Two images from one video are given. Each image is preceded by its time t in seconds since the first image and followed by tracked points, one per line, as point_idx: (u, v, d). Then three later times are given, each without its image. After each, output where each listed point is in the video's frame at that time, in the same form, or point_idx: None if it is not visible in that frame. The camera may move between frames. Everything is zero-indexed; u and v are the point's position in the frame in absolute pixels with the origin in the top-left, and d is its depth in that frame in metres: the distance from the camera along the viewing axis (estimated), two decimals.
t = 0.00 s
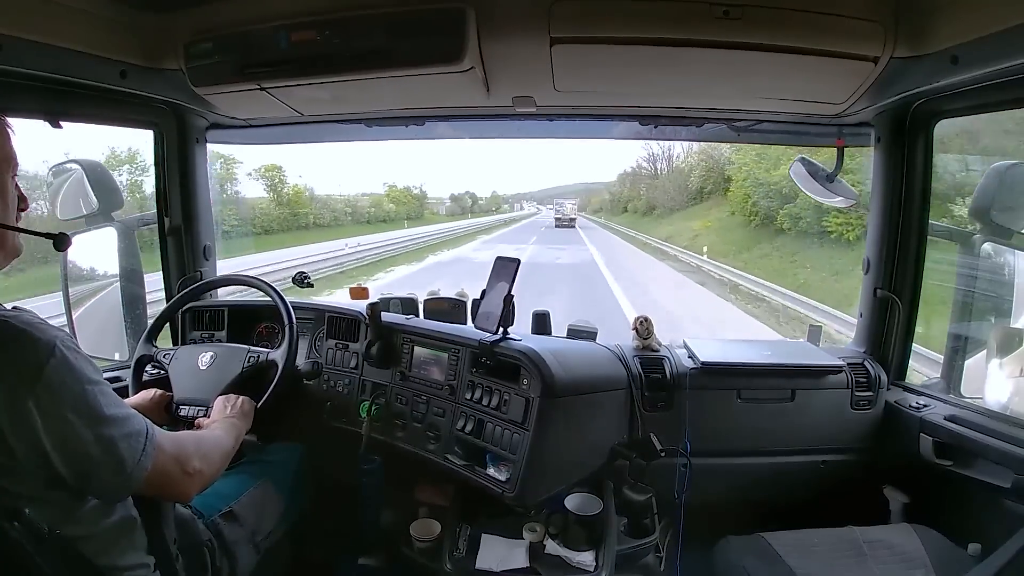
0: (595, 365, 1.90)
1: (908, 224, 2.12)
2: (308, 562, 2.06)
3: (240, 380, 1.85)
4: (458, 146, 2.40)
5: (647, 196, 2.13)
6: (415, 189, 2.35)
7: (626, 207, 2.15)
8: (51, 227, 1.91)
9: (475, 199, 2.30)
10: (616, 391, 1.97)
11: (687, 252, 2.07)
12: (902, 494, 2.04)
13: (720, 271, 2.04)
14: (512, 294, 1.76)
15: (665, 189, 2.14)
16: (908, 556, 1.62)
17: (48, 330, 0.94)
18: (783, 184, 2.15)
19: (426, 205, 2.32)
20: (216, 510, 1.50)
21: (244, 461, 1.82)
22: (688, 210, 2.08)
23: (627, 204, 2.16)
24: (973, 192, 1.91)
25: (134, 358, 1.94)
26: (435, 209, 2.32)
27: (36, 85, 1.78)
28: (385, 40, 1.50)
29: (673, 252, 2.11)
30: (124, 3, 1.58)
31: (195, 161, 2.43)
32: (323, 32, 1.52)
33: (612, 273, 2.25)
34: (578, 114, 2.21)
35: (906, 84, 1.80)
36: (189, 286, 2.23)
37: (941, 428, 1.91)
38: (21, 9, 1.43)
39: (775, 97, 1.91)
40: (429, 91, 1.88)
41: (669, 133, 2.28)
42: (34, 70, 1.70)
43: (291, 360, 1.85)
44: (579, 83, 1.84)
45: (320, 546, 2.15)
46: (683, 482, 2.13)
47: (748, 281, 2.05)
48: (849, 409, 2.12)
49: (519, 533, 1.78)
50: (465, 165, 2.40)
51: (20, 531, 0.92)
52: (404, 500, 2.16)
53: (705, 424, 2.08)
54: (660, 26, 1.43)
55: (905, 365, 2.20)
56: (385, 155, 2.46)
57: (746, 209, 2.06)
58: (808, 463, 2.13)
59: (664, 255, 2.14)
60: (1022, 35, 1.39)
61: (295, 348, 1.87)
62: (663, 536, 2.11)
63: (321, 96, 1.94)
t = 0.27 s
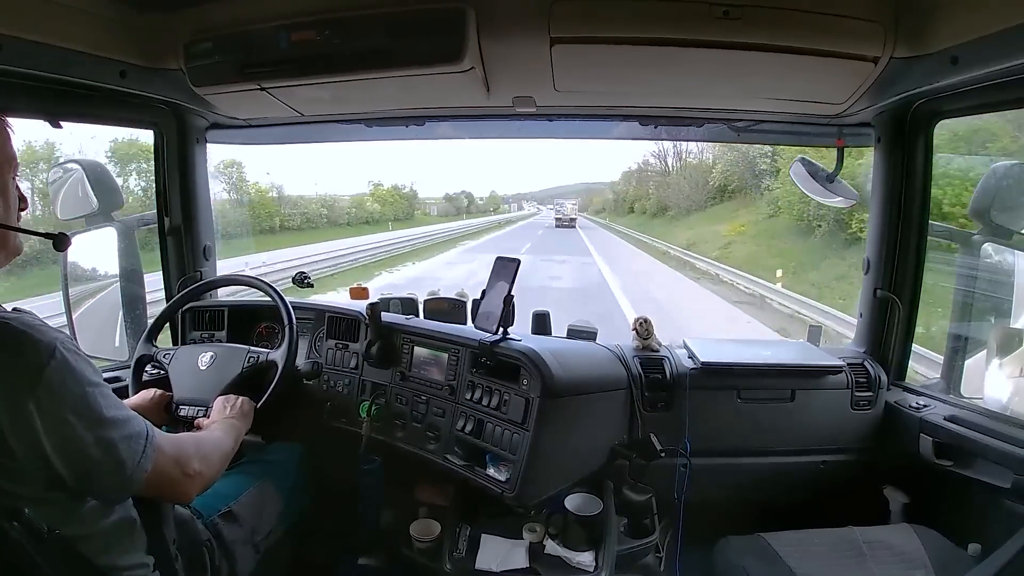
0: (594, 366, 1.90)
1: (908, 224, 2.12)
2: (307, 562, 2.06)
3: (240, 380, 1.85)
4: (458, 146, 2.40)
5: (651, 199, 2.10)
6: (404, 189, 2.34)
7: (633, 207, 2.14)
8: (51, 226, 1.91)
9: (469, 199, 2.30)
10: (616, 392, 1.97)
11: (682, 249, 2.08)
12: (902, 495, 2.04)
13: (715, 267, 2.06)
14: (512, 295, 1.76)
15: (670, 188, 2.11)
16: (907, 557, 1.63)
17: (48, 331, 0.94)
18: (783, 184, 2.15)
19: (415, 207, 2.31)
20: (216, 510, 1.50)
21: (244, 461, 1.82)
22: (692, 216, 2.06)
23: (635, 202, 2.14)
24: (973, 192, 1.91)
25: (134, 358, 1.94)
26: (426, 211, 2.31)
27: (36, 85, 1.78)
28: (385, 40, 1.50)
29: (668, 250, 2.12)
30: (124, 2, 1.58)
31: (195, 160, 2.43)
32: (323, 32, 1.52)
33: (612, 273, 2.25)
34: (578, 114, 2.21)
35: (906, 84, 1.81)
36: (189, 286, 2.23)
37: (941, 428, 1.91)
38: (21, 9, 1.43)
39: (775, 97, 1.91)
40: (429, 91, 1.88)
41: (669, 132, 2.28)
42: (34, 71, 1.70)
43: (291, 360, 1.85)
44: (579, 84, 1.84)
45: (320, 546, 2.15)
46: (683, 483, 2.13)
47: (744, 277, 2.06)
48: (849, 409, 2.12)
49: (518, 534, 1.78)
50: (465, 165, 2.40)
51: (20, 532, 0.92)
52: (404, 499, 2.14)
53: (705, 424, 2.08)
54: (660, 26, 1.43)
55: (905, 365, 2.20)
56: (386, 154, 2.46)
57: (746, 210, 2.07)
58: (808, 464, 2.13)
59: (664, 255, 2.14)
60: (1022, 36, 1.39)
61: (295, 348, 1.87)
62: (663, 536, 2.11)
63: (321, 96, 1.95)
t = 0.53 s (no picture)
0: (594, 365, 1.90)
1: (908, 224, 2.12)
2: (307, 562, 2.06)
3: (240, 380, 1.85)
4: (459, 146, 2.40)
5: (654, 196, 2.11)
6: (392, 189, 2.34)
7: (637, 206, 2.15)
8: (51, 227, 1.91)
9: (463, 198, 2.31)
10: (616, 391, 1.97)
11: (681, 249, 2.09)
12: (902, 494, 2.04)
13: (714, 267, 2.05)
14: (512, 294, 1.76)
15: (672, 187, 2.10)
16: (907, 556, 1.63)
17: (48, 332, 0.94)
18: (783, 184, 2.15)
19: (405, 208, 2.31)
20: (217, 510, 1.50)
21: (244, 461, 1.82)
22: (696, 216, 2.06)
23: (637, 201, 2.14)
24: (973, 192, 1.91)
25: (134, 358, 1.94)
26: (416, 212, 2.31)
27: (36, 85, 1.78)
28: (385, 40, 1.50)
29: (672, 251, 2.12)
30: (124, 2, 1.58)
31: (195, 160, 2.43)
32: (323, 32, 1.52)
33: (611, 272, 2.25)
34: (577, 114, 2.21)
35: (905, 84, 1.81)
36: (189, 286, 2.23)
37: (941, 427, 1.91)
38: (20, 9, 1.43)
39: (775, 97, 1.91)
40: (429, 91, 1.88)
41: (669, 132, 2.28)
42: (34, 71, 1.70)
43: (292, 360, 1.85)
44: (578, 83, 1.84)
45: (320, 545, 2.15)
46: (683, 482, 2.13)
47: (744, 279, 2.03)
48: (849, 409, 2.12)
49: (519, 533, 1.79)
50: (465, 165, 2.40)
51: (21, 532, 0.92)
52: (405, 500, 2.17)
53: (705, 423, 2.08)
54: (660, 25, 1.43)
55: (905, 364, 2.20)
56: (386, 154, 2.46)
57: (746, 210, 2.07)
58: (807, 463, 2.13)
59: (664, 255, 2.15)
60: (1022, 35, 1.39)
61: (295, 348, 1.87)
62: (663, 536, 2.12)
63: (321, 96, 1.95)
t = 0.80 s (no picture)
0: (594, 366, 1.90)
1: (908, 224, 2.12)
2: (306, 563, 2.06)
3: (239, 380, 1.85)
4: (459, 147, 2.41)
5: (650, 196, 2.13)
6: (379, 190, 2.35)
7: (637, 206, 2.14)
8: (51, 226, 1.91)
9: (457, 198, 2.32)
10: (616, 392, 1.96)
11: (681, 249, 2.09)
12: (902, 495, 2.03)
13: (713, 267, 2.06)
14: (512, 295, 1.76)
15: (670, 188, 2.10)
16: (907, 557, 1.63)
17: (48, 329, 0.94)
18: (783, 185, 2.15)
19: (393, 209, 2.31)
20: (216, 510, 1.50)
21: (244, 461, 1.82)
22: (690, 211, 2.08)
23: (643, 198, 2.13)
24: (973, 192, 1.91)
25: (134, 358, 1.94)
26: (404, 212, 2.31)
27: (36, 85, 1.78)
28: (385, 40, 1.50)
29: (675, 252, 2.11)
30: (124, 3, 1.58)
31: (195, 161, 2.43)
32: (323, 32, 1.52)
33: (612, 274, 2.24)
34: (578, 115, 2.21)
35: (905, 84, 1.81)
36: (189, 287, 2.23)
37: (941, 428, 1.91)
38: (20, 9, 1.43)
39: (775, 97, 1.91)
40: (429, 91, 1.88)
41: (669, 133, 2.28)
42: (34, 71, 1.70)
43: (291, 360, 1.85)
44: (578, 84, 1.84)
45: (319, 546, 2.15)
46: (683, 483, 2.13)
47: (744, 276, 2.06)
48: (849, 409, 2.12)
49: (518, 534, 1.78)
50: (465, 166, 2.40)
51: (20, 531, 0.92)
52: (405, 501, 2.17)
53: (705, 424, 2.08)
54: (660, 26, 1.43)
55: (905, 365, 2.20)
56: (386, 154, 2.46)
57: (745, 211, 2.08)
58: (807, 464, 2.13)
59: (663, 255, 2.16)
60: (1022, 36, 1.39)
61: (295, 348, 1.87)
62: (663, 537, 2.11)
63: (321, 96, 1.95)
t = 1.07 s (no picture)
0: (594, 366, 1.90)
1: (908, 224, 2.12)
2: (307, 562, 2.06)
3: (239, 380, 1.85)
4: (459, 146, 2.41)
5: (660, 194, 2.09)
6: (362, 189, 2.35)
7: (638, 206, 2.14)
8: (51, 226, 1.91)
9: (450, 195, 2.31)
10: (616, 391, 1.97)
11: (678, 247, 2.10)
12: (903, 495, 2.04)
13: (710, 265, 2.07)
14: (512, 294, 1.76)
15: (671, 187, 2.10)
16: (907, 557, 1.63)
17: (48, 329, 0.94)
18: (783, 185, 2.15)
19: (379, 209, 2.31)
20: (216, 510, 1.50)
21: (244, 461, 1.82)
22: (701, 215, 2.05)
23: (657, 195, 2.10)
24: (973, 192, 1.91)
25: (134, 358, 1.94)
26: (392, 212, 2.31)
27: (36, 85, 1.78)
28: (385, 40, 1.50)
29: (666, 248, 2.13)
30: (124, 2, 1.58)
31: (195, 160, 2.43)
32: (323, 32, 1.52)
33: (612, 274, 2.26)
34: (578, 115, 2.21)
35: (905, 84, 1.81)
36: (189, 286, 2.23)
37: (941, 428, 1.91)
38: (20, 9, 1.43)
39: (775, 97, 1.91)
40: (429, 91, 1.88)
41: (669, 133, 2.28)
42: (34, 71, 1.70)
43: (291, 360, 1.85)
44: (578, 84, 1.84)
45: (319, 545, 2.15)
46: (683, 483, 2.13)
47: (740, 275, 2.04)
48: (848, 409, 2.12)
49: (518, 533, 1.78)
50: (465, 166, 2.40)
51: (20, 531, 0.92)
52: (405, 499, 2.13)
53: (705, 424, 2.08)
54: (660, 26, 1.43)
55: (905, 365, 2.20)
56: (386, 154, 2.46)
57: (746, 211, 2.07)
58: (807, 464, 2.13)
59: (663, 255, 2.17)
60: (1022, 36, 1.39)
61: (295, 348, 1.87)
62: (663, 536, 2.11)
63: (321, 96, 1.95)
